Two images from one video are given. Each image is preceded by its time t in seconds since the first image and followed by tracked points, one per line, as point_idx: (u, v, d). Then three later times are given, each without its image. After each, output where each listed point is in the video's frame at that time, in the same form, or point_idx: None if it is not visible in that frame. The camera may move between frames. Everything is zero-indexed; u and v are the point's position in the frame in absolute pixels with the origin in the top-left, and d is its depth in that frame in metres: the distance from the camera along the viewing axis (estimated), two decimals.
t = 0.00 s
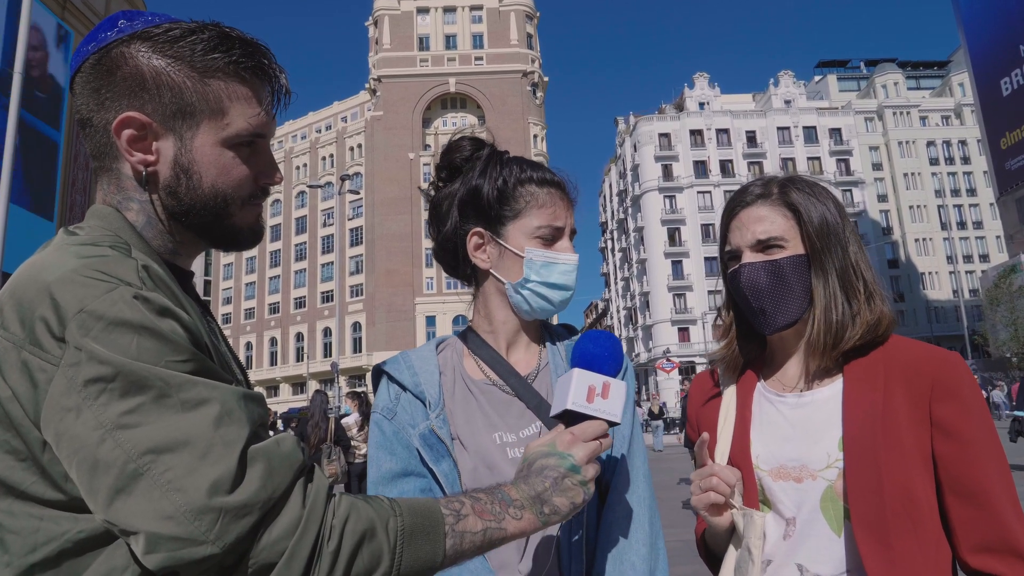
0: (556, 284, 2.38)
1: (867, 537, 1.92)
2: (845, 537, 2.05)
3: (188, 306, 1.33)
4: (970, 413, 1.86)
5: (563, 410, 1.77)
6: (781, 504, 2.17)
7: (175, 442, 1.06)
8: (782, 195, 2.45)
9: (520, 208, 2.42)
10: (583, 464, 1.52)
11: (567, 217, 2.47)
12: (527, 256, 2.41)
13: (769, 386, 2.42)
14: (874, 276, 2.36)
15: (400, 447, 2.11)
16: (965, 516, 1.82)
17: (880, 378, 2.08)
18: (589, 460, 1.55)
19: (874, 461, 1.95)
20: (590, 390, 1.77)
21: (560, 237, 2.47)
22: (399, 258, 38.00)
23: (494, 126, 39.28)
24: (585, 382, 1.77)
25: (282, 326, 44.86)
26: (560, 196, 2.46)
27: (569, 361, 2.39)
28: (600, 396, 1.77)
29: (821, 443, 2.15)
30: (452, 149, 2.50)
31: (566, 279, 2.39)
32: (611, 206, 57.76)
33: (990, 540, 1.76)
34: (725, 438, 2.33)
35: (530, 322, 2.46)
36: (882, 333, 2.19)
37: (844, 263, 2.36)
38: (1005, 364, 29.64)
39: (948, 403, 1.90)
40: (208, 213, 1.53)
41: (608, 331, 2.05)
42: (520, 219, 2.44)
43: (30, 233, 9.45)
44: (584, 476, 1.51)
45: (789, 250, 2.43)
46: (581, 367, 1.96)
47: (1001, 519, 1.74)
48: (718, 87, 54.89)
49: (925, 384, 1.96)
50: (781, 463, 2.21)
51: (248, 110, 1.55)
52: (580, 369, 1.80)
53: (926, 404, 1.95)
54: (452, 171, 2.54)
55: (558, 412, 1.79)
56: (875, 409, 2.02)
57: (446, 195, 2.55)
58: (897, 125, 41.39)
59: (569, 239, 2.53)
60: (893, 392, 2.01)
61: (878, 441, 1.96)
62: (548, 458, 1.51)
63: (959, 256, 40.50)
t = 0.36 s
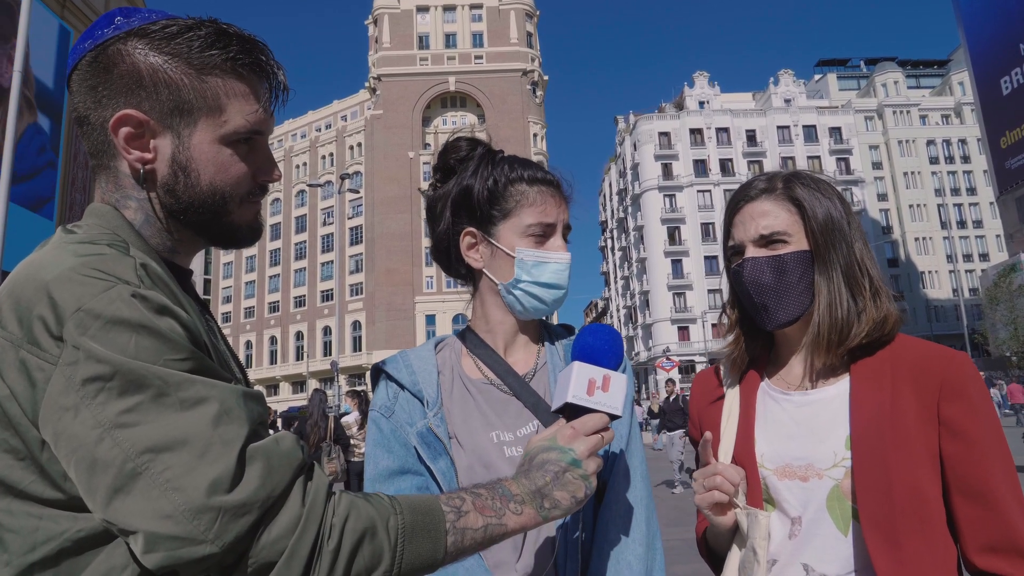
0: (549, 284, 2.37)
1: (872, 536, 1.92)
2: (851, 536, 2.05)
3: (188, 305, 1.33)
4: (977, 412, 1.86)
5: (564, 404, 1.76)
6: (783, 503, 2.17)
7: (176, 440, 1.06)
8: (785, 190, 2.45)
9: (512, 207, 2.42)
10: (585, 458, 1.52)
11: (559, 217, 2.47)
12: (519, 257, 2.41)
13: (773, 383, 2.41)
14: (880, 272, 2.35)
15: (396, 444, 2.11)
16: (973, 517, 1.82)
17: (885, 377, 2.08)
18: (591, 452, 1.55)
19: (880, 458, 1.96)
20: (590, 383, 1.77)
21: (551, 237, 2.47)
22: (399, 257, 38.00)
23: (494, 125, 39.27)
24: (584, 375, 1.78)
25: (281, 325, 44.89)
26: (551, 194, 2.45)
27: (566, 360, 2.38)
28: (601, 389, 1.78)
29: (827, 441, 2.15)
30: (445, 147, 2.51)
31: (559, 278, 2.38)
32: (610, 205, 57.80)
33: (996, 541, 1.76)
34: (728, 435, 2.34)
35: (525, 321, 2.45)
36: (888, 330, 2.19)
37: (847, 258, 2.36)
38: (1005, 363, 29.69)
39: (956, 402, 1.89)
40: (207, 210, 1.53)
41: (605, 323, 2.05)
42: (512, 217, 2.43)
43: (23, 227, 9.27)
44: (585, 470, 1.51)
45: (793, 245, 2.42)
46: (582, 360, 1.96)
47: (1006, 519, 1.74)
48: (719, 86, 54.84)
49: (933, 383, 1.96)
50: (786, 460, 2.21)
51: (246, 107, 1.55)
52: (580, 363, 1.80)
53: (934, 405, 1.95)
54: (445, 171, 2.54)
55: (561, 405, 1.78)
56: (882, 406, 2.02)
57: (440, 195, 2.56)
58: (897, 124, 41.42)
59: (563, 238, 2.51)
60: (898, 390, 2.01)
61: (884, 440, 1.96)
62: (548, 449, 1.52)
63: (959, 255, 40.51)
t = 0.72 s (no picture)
0: (544, 281, 2.36)
1: (875, 537, 1.92)
2: (853, 537, 2.05)
3: (184, 303, 1.32)
4: (979, 411, 1.85)
5: (562, 401, 1.76)
6: (783, 502, 2.18)
7: (172, 440, 1.05)
8: (780, 184, 2.44)
9: (501, 208, 2.41)
10: (583, 457, 1.52)
11: (552, 214, 2.46)
12: (512, 255, 2.40)
13: (772, 381, 2.41)
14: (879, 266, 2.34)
15: (396, 446, 2.11)
16: (975, 516, 1.82)
17: (887, 377, 2.07)
18: (590, 451, 1.55)
19: (882, 457, 1.96)
20: (589, 382, 1.77)
21: (543, 234, 2.46)
22: (398, 256, 37.99)
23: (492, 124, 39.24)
24: (583, 374, 1.78)
25: (280, 324, 44.88)
26: (541, 194, 2.45)
27: (568, 360, 2.38)
28: (600, 388, 1.77)
29: (828, 441, 2.15)
30: (440, 152, 2.52)
31: (553, 275, 2.37)
32: (609, 203, 57.78)
33: (997, 539, 1.76)
34: (728, 434, 2.34)
35: (522, 320, 2.44)
36: (885, 326, 2.18)
37: (844, 252, 2.34)
38: (1003, 362, 29.74)
39: (958, 401, 1.89)
40: (203, 208, 1.53)
41: (602, 321, 2.04)
42: (505, 216, 2.43)
43: (22, 223, 9.06)
44: (584, 470, 1.50)
45: (788, 239, 2.42)
46: (581, 359, 1.96)
47: (1008, 517, 1.74)
48: (718, 85, 54.79)
49: (934, 380, 1.96)
50: (787, 460, 2.21)
51: (242, 103, 1.54)
52: (578, 362, 1.80)
53: (935, 404, 1.95)
54: (441, 175, 2.56)
55: (560, 404, 1.77)
56: (883, 405, 2.01)
57: (435, 200, 2.57)
58: (896, 123, 41.44)
59: (557, 236, 2.51)
60: (900, 389, 2.01)
61: (886, 439, 1.96)
62: (547, 449, 1.52)
63: (958, 254, 40.56)
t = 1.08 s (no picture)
0: (549, 277, 2.35)
1: (875, 539, 1.92)
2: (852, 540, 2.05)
3: (179, 302, 1.32)
4: (977, 411, 1.85)
5: (562, 399, 1.76)
6: (784, 503, 2.17)
7: (167, 441, 1.05)
8: (773, 183, 2.44)
9: (508, 206, 2.41)
10: (582, 456, 1.52)
11: (557, 212, 2.46)
12: (518, 252, 2.39)
13: (770, 382, 2.41)
14: (873, 265, 2.34)
15: (410, 442, 2.09)
16: (973, 516, 1.82)
17: (884, 376, 2.07)
18: (590, 448, 1.56)
19: (880, 458, 1.96)
20: (586, 379, 1.77)
21: (549, 232, 2.45)
22: (397, 255, 37.97)
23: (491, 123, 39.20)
24: (585, 371, 1.78)
25: (280, 323, 44.86)
26: (546, 190, 2.44)
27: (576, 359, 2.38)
28: (597, 385, 1.78)
29: (828, 443, 2.14)
30: (449, 153, 2.54)
31: (559, 271, 2.35)
32: (609, 202, 57.77)
33: (995, 538, 1.77)
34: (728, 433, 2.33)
35: (527, 317, 2.44)
36: (880, 326, 2.18)
37: (838, 250, 2.34)
38: (1001, 361, 29.77)
39: (955, 401, 1.90)
40: (199, 207, 1.52)
41: (601, 319, 2.04)
42: (509, 214, 2.43)
43: (24, 219, 8.80)
44: (581, 467, 1.51)
45: (780, 240, 2.42)
46: (580, 355, 1.95)
47: (1006, 515, 1.74)
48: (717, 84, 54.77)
49: (932, 380, 1.96)
50: (787, 462, 2.21)
51: (237, 102, 1.54)
52: (578, 359, 1.80)
53: (934, 403, 1.95)
54: (448, 176, 2.57)
55: (560, 401, 1.77)
56: (882, 405, 2.02)
57: (442, 200, 2.58)
58: (895, 122, 41.42)
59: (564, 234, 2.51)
60: (898, 390, 2.01)
61: (884, 438, 1.97)
62: (545, 447, 1.52)
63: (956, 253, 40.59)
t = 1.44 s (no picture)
0: (551, 283, 2.36)
1: (875, 540, 1.92)
2: (851, 541, 2.05)
3: (180, 305, 1.32)
4: (974, 412, 1.86)
5: (557, 399, 1.77)
6: (784, 502, 2.18)
7: (168, 441, 1.05)
8: (772, 186, 2.44)
9: (511, 210, 2.41)
10: (579, 455, 1.52)
11: (559, 219, 2.46)
12: (520, 257, 2.40)
13: (769, 381, 2.42)
14: (871, 267, 2.34)
15: (411, 442, 2.09)
16: (971, 516, 1.82)
17: (882, 377, 2.07)
18: (587, 447, 1.56)
19: (879, 458, 1.96)
20: (584, 379, 1.77)
21: (552, 238, 2.46)
22: (396, 255, 37.97)
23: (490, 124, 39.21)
24: (580, 372, 1.78)
25: (279, 323, 44.85)
26: (548, 195, 2.44)
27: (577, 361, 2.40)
28: (594, 385, 1.78)
29: (827, 444, 2.15)
30: (453, 155, 2.54)
31: (560, 278, 2.36)
32: (608, 203, 57.80)
33: (994, 538, 1.77)
34: (727, 434, 2.34)
35: (529, 321, 2.45)
36: (880, 328, 2.18)
37: (836, 253, 2.34)
38: (1000, 361, 29.81)
39: (954, 403, 1.90)
40: (197, 210, 1.52)
41: (599, 320, 2.05)
42: (512, 219, 2.43)
43: (28, 223, 8.84)
44: (579, 466, 1.51)
45: (778, 243, 2.43)
46: (577, 355, 1.95)
47: (1003, 516, 1.75)
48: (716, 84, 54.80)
49: (930, 381, 1.96)
50: (786, 463, 2.21)
51: (235, 104, 1.54)
52: (574, 361, 1.81)
53: (932, 403, 1.95)
54: (451, 179, 2.58)
55: (556, 401, 1.78)
56: (883, 407, 2.01)
57: (446, 202, 2.58)
58: (894, 122, 41.50)
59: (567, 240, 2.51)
60: (898, 391, 2.01)
61: (884, 440, 1.96)
62: (543, 446, 1.52)
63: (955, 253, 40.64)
